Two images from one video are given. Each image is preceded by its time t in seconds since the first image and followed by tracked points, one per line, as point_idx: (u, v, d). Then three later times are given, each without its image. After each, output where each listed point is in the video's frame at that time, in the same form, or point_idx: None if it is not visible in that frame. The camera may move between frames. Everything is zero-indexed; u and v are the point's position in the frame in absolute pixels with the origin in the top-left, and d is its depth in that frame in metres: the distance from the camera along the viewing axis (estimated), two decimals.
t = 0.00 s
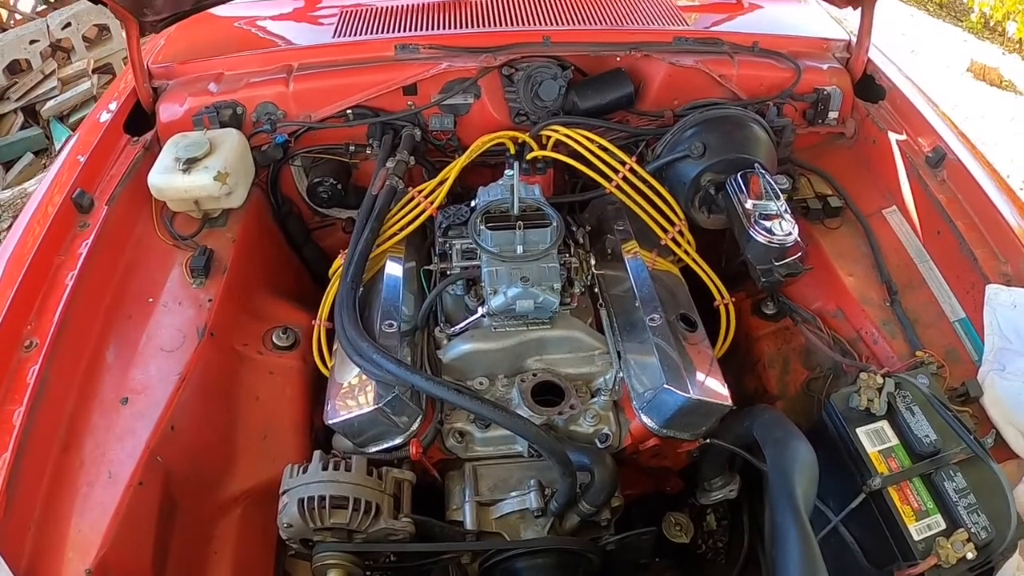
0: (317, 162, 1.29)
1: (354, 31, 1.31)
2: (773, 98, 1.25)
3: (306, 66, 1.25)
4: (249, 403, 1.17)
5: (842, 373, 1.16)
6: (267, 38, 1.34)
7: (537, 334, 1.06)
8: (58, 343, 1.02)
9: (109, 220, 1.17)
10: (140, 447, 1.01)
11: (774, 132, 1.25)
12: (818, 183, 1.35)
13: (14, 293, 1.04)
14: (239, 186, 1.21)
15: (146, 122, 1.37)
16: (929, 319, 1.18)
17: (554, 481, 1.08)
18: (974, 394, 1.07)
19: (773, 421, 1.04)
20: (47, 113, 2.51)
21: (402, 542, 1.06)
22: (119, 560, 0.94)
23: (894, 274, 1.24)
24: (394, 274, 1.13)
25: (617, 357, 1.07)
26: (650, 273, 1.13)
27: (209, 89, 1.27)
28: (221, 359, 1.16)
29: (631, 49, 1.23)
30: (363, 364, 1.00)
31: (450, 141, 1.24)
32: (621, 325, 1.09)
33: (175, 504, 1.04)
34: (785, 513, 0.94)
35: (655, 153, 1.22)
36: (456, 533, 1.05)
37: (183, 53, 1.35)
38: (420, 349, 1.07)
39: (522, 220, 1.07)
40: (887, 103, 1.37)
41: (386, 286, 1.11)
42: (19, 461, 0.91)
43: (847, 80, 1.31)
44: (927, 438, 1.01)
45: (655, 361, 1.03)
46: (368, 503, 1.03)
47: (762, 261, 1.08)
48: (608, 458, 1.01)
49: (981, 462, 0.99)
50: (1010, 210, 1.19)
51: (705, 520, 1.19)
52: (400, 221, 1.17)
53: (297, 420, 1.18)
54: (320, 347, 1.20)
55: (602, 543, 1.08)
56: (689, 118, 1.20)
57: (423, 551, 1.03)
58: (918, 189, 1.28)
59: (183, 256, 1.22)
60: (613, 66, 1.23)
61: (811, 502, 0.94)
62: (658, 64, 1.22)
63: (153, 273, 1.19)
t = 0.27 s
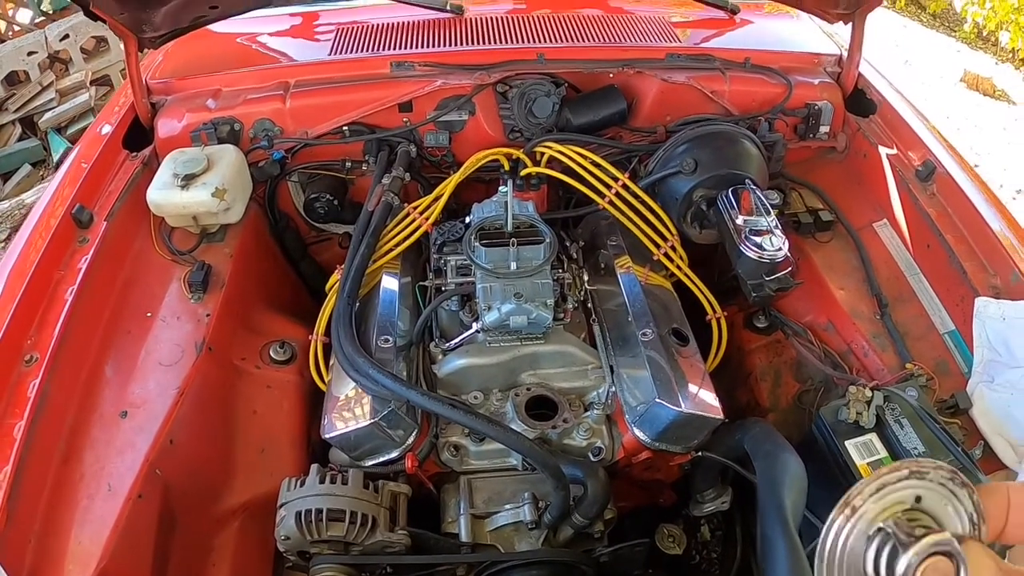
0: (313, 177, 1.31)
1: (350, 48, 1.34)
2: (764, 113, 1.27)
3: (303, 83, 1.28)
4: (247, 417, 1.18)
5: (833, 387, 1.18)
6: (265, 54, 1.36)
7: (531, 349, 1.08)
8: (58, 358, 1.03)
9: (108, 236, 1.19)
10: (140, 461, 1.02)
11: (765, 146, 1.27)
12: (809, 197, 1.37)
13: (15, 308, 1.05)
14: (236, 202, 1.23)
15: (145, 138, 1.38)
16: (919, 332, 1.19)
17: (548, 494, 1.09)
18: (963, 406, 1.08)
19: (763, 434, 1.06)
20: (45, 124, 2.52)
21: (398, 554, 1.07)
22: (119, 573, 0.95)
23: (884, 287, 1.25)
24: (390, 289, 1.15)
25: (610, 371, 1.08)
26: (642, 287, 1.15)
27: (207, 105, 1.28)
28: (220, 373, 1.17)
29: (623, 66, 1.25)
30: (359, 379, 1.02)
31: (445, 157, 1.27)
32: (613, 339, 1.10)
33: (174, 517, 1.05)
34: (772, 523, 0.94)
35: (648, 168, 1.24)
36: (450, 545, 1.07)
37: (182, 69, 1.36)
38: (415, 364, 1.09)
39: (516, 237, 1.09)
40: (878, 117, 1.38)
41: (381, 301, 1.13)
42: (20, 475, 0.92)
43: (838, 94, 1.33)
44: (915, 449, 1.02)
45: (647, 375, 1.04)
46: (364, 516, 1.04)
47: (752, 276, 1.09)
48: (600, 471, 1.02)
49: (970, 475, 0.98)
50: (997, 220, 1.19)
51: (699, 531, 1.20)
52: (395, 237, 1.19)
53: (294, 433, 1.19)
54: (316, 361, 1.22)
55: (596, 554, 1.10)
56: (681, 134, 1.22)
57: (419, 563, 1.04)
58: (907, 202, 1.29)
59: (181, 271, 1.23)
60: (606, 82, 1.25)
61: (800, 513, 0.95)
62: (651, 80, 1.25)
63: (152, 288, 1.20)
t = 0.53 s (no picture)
0: (310, 188, 1.32)
1: (346, 59, 1.35)
2: (758, 125, 1.28)
3: (299, 94, 1.29)
4: (243, 427, 1.19)
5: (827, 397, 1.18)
6: (262, 65, 1.37)
7: (526, 359, 1.08)
8: (55, 367, 1.03)
9: (105, 245, 1.19)
10: (136, 471, 1.02)
11: (760, 157, 1.28)
12: (803, 207, 1.38)
13: (11, 318, 1.05)
14: (233, 213, 1.23)
15: (141, 148, 1.39)
16: (913, 341, 1.20)
17: (542, 504, 1.10)
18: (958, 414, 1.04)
19: (758, 445, 1.05)
20: (42, 132, 2.53)
21: (393, 564, 1.07)
22: None
23: (879, 297, 1.26)
24: (385, 299, 1.16)
25: (604, 382, 1.09)
26: (637, 298, 1.16)
27: (204, 115, 1.28)
28: (216, 383, 1.18)
29: (618, 77, 1.26)
30: (354, 390, 1.02)
31: (440, 168, 1.29)
32: (607, 350, 1.11)
33: (171, 527, 1.06)
34: (766, 535, 0.96)
35: (643, 179, 1.25)
36: (448, 556, 1.08)
37: (178, 79, 1.37)
38: (411, 374, 1.09)
39: (510, 249, 1.10)
40: (873, 128, 1.39)
41: (377, 311, 1.13)
42: (16, 486, 0.92)
43: (832, 104, 1.33)
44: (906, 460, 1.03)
45: (641, 386, 1.04)
46: (359, 526, 1.04)
47: (746, 287, 1.10)
48: (594, 480, 1.02)
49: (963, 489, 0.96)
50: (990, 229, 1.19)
51: (695, 540, 1.20)
52: (391, 248, 1.19)
53: (290, 443, 1.20)
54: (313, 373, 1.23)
55: (591, 564, 1.10)
56: (676, 145, 1.22)
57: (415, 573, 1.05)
58: (901, 212, 1.29)
59: (178, 281, 1.24)
60: (601, 93, 1.26)
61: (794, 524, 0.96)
62: (646, 91, 1.25)
63: (148, 298, 1.20)
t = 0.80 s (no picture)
0: (309, 191, 1.32)
1: (345, 61, 1.36)
2: (758, 128, 1.28)
3: (298, 96, 1.29)
4: (243, 430, 1.18)
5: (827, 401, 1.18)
6: (262, 67, 1.37)
7: (525, 363, 1.08)
8: (54, 370, 1.03)
9: (104, 248, 1.19)
10: (135, 474, 1.02)
11: (760, 160, 1.29)
12: (802, 211, 1.38)
13: (10, 321, 1.05)
14: (232, 215, 1.23)
15: (141, 150, 1.39)
16: (913, 344, 1.18)
17: (542, 507, 1.09)
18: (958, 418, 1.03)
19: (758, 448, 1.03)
20: (41, 134, 2.52)
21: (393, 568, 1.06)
22: None
23: (878, 300, 1.25)
24: (385, 302, 1.16)
25: (604, 385, 1.08)
26: (636, 301, 1.16)
27: (203, 118, 1.28)
28: (214, 386, 1.17)
29: (618, 80, 1.26)
30: (354, 394, 1.02)
31: (440, 171, 1.29)
32: (607, 353, 1.11)
33: (169, 530, 1.05)
34: (766, 538, 0.96)
35: (642, 182, 1.25)
36: (447, 560, 1.06)
37: (178, 81, 1.37)
38: (410, 378, 1.09)
39: (510, 252, 1.10)
40: (872, 131, 1.39)
41: (376, 314, 1.13)
42: (14, 489, 0.92)
43: (832, 108, 1.33)
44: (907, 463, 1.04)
45: (641, 390, 1.04)
46: (359, 530, 1.04)
47: (746, 290, 1.09)
48: (594, 484, 1.01)
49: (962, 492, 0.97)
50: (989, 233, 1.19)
51: (694, 543, 1.20)
52: (391, 251, 1.19)
53: (288, 446, 1.20)
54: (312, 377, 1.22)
55: (591, 567, 1.09)
56: (676, 148, 1.23)
57: None
58: (900, 215, 1.29)
59: (177, 284, 1.23)
60: (601, 96, 1.27)
61: (794, 527, 0.96)
62: (646, 94, 1.26)
63: (147, 301, 1.20)
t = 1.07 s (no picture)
0: (306, 194, 1.33)
1: (342, 64, 1.36)
2: (755, 130, 1.29)
3: (295, 99, 1.29)
4: (240, 433, 1.18)
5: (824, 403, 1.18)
6: (259, 69, 1.37)
7: (522, 365, 1.08)
8: (50, 373, 1.03)
9: (100, 250, 1.19)
10: (132, 477, 1.02)
11: (755, 163, 1.28)
12: (799, 213, 1.38)
13: (6, 324, 1.05)
14: (229, 218, 1.23)
15: (138, 151, 1.38)
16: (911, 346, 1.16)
17: (539, 510, 1.09)
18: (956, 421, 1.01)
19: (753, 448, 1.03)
20: (38, 136, 2.52)
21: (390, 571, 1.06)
22: None
23: (875, 303, 1.25)
24: (382, 304, 1.15)
25: (601, 388, 1.09)
26: (633, 304, 1.16)
27: (200, 120, 1.29)
28: (211, 389, 1.17)
29: (614, 83, 1.26)
30: (351, 396, 1.02)
31: (436, 173, 1.29)
32: (604, 355, 1.11)
33: (165, 532, 1.06)
34: (763, 539, 0.96)
35: (639, 184, 1.25)
36: (443, 562, 1.05)
37: (176, 83, 1.37)
38: (407, 381, 1.09)
39: (507, 255, 1.10)
40: (869, 133, 1.40)
41: (373, 316, 1.13)
42: (12, 492, 0.92)
43: (828, 110, 1.34)
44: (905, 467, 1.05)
45: (638, 392, 1.04)
46: (356, 533, 1.04)
47: (743, 293, 1.09)
48: (591, 487, 1.01)
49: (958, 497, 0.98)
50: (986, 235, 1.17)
51: (692, 545, 1.19)
52: (389, 253, 1.19)
53: (285, 449, 1.19)
54: (309, 379, 1.23)
55: (587, 570, 1.09)
56: (672, 151, 1.23)
57: None
58: (897, 218, 1.29)
59: (174, 287, 1.23)
60: (598, 98, 1.27)
61: (790, 529, 0.96)
62: (642, 97, 1.26)
63: (144, 303, 1.20)
